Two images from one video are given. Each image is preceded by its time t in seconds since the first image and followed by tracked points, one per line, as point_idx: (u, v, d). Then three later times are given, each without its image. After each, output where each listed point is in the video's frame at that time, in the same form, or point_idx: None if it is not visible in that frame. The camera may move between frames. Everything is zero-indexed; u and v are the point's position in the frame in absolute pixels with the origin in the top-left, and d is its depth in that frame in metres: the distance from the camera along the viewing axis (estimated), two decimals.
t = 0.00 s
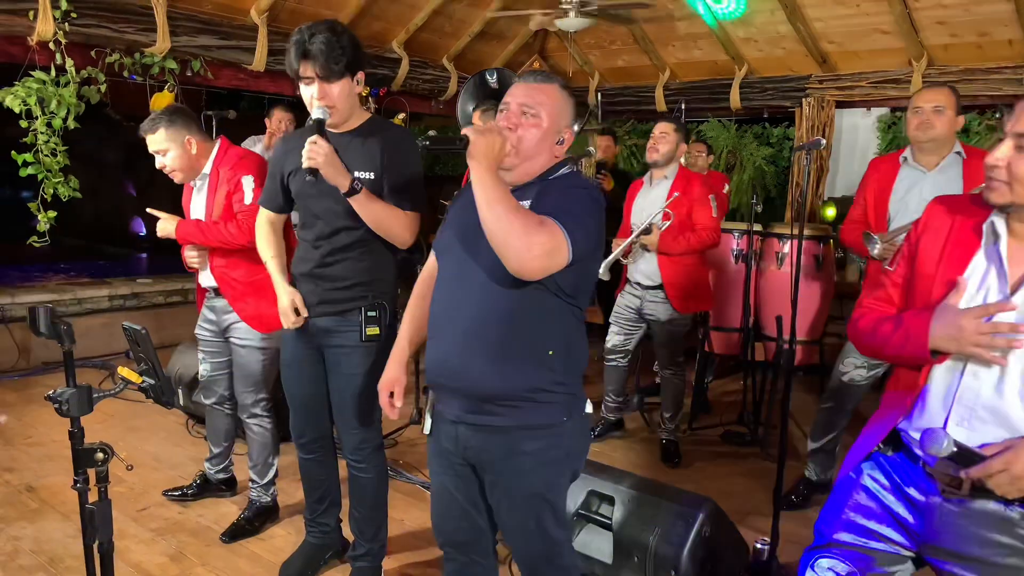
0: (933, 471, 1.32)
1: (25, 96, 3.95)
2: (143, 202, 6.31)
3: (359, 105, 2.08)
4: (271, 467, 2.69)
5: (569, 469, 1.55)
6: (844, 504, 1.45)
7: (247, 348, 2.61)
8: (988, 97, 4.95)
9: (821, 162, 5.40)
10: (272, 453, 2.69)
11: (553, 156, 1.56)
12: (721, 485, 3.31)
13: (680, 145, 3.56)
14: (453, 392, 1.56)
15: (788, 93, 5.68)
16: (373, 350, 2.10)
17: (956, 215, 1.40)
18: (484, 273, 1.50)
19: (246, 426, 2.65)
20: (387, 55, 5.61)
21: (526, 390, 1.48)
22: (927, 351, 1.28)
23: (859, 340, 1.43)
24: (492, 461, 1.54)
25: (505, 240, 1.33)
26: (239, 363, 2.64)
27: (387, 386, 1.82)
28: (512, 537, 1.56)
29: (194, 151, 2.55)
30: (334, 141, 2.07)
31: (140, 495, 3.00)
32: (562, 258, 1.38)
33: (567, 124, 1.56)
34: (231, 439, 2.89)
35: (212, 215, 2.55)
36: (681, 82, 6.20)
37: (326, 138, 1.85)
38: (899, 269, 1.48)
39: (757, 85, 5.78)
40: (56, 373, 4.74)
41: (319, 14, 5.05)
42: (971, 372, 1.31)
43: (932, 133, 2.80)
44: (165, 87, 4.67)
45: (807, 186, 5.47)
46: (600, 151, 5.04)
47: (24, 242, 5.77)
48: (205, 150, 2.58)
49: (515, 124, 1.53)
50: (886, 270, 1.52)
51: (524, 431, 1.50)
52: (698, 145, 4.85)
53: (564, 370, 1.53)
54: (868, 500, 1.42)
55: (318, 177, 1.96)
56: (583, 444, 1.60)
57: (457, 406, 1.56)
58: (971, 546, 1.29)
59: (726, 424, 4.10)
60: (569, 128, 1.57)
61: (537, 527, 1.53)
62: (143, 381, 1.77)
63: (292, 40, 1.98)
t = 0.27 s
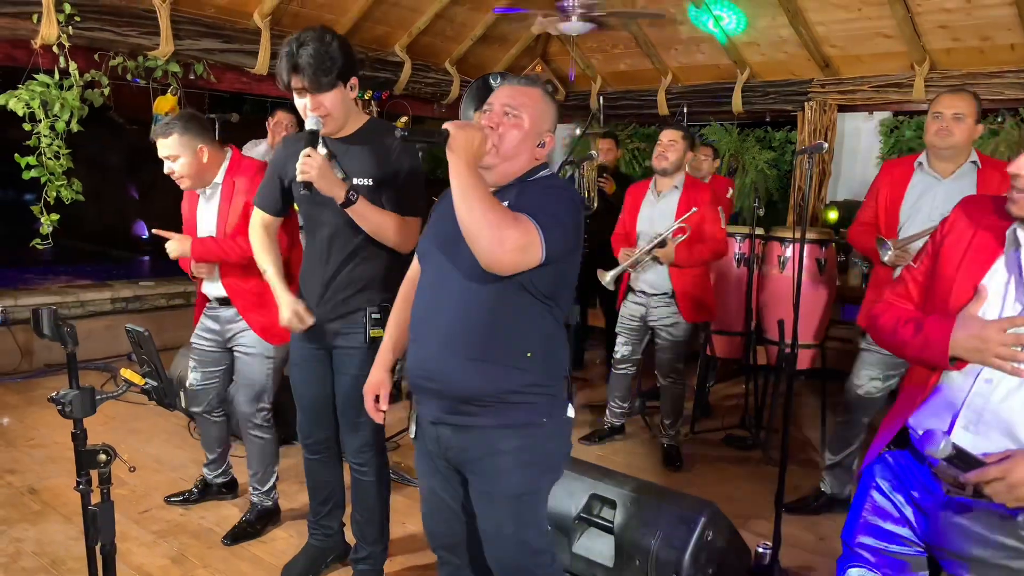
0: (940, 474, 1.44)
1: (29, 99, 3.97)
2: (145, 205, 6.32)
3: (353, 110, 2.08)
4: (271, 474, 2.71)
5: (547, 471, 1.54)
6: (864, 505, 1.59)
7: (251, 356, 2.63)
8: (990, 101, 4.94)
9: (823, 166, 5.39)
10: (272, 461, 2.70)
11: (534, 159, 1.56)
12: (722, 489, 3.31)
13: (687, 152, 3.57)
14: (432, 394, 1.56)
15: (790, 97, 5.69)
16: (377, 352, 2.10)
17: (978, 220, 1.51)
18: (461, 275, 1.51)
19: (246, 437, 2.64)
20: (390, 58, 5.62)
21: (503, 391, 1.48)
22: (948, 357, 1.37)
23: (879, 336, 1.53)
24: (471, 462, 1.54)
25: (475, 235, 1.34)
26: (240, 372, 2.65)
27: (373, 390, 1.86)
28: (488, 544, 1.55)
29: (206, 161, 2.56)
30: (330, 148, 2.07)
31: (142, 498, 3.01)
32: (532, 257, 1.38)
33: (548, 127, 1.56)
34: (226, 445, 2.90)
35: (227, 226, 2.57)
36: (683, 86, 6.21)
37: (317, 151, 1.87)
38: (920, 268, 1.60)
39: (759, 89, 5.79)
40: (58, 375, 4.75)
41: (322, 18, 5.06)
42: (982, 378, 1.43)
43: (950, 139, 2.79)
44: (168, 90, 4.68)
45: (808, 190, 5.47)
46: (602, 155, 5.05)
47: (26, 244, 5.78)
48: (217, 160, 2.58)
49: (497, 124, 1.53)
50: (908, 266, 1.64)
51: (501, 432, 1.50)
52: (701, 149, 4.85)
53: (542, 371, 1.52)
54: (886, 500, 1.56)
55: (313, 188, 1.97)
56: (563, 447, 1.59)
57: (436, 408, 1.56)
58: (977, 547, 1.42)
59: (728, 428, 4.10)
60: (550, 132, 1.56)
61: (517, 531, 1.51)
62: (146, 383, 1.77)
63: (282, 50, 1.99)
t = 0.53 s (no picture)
0: (937, 473, 1.45)
1: (30, 98, 3.96)
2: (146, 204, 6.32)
3: (356, 109, 2.08)
4: (272, 469, 2.70)
5: (534, 471, 1.53)
6: (859, 509, 1.56)
7: (246, 351, 2.63)
8: (991, 104, 4.94)
9: (824, 168, 5.40)
10: (272, 455, 2.70)
11: (525, 160, 1.56)
12: (722, 490, 3.30)
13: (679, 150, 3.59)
14: (421, 393, 1.56)
15: (791, 99, 5.69)
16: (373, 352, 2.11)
17: (981, 214, 1.52)
18: (449, 274, 1.51)
19: (245, 429, 2.65)
20: (391, 58, 5.62)
21: (490, 390, 1.48)
22: (944, 346, 1.37)
23: (883, 330, 1.55)
24: (458, 460, 1.54)
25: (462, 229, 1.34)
26: (235, 366, 2.65)
27: (369, 393, 1.87)
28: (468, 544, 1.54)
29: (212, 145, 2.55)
30: (331, 148, 2.06)
31: (142, 497, 3.00)
32: (519, 254, 1.38)
33: (539, 129, 1.55)
34: (228, 441, 2.89)
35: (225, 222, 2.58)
36: (684, 87, 6.21)
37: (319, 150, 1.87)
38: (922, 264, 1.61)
39: (760, 91, 5.79)
40: (59, 374, 4.75)
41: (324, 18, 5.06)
42: (979, 369, 1.42)
43: (939, 143, 2.78)
44: (169, 89, 4.68)
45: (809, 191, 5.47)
46: (603, 155, 5.04)
47: (27, 244, 5.77)
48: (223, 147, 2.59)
49: (488, 124, 1.53)
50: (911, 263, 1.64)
51: (489, 430, 1.50)
52: (700, 149, 4.84)
53: (531, 370, 1.52)
54: (882, 505, 1.54)
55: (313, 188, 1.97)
56: (552, 446, 1.59)
57: (425, 406, 1.56)
58: (975, 548, 1.42)
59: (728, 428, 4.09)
60: (541, 134, 1.56)
61: (502, 530, 1.51)
62: (146, 382, 1.77)
63: (284, 50, 2.00)
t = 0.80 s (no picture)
0: (917, 470, 1.44)
1: (28, 97, 3.96)
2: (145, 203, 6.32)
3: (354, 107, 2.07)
4: (266, 465, 2.71)
5: (527, 472, 1.53)
6: (845, 513, 1.58)
7: (234, 351, 2.62)
8: (990, 103, 4.94)
9: (823, 167, 5.40)
10: (265, 452, 2.71)
11: (521, 158, 1.55)
12: (721, 489, 3.30)
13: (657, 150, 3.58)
14: (416, 393, 1.56)
15: (790, 98, 5.69)
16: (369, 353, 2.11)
17: (948, 217, 1.54)
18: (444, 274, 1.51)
19: (235, 427, 2.67)
20: (391, 57, 5.62)
21: (485, 391, 1.48)
22: (920, 345, 1.37)
23: (861, 336, 1.56)
24: (453, 460, 1.54)
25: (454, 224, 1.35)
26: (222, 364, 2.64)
27: (366, 393, 1.86)
28: (459, 544, 1.54)
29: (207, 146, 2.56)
30: (331, 145, 2.05)
31: (141, 496, 3.00)
32: (511, 251, 1.38)
33: (537, 129, 1.55)
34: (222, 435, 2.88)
35: (213, 229, 2.57)
36: (684, 86, 6.21)
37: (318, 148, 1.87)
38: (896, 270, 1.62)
39: (759, 90, 5.79)
40: (57, 373, 4.75)
41: (323, 17, 5.06)
42: (956, 363, 1.43)
43: (901, 145, 2.84)
44: (168, 88, 4.68)
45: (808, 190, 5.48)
46: (601, 154, 5.05)
47: (26, 242, 5.77)
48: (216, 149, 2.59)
49: (484, 121, 1.53)
50: (884, 270, 1.65)
51: (483, 430, 1.50)
52: (696, 148, 4.84)
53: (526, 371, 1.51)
54: (865, 508, 1.55)
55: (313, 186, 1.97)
56: (546, 447, 1.58)
57: (420, 406, 1.56)
58: (956, 544, 1.40)
59: (728, 428, 4.09)
60: (539, 133, 1.55)
61: (495, 529, 1.51)
62: (144, 381, 1.77)
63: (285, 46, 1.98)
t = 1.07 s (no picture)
0: (883, 461, 1.45)
1: (25, 97, 3.95)
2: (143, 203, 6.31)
3: (348, 109, 2.08)
4: (257, 463, 2.69)
5: (523, 472, 1.53)
6: (821, 509, 1.59)
7: (223, 350, 2.60)
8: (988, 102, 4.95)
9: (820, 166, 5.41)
10: (254, 450, 2.68)
11: (518, 157, 1.55)
12: (720, 488, 3.30)
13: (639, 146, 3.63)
14: (413, 393, 1.56)
15: (788, 97, 5.70)
16: (365, 354, 2.11)
17: (894, 218, 1.60)
18: (439, 274, 1.51)
19: (223, 425, 2.65)
20: (388, 56, 5.62)
21: (480, 390, 1.48)
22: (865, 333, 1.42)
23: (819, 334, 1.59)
24: (449, 460, 1.54)
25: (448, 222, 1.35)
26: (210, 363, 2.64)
27: (366, 394, 1.85)
28: (453, 544, 1.54)
29: (194, 153, 2.55)
30: (325, 145, 2.06)
31: (139, 496, 3.00)
32: (505, 248, 1.38)
33: (536, 127, 1.55)
34: (216, 434, 2.89)
35: (198, 234, 2.54)
36: (681, 86, 6.22)
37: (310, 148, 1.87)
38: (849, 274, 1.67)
39: (757, 89, 5.79)
40: (55, 373, 4.74)
41: (320, 17, 5.06)
42: (913, 352, 1.44)
43: (871, 141, 2.90)
44: (165, 87, 4.67)
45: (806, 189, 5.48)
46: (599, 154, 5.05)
47: (24, 242, 5.76)
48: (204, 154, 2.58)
49: (482, 117, 1.52)
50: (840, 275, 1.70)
51: (479, 430, 1.50)
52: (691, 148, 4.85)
53: (523, 371, 1.51)
54: (837, 502, 1.56)
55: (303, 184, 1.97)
56: (542, 448, 1.58)
57: (417, 406, 1.56)
58: (925, 533, 1.40)
59: (725, 427, 4.08)
60: (538, 132, 1.55)
61: (490, 529, 1.51)
62: (141, 381, 1.77)
63: (281, 45, 1.99)
